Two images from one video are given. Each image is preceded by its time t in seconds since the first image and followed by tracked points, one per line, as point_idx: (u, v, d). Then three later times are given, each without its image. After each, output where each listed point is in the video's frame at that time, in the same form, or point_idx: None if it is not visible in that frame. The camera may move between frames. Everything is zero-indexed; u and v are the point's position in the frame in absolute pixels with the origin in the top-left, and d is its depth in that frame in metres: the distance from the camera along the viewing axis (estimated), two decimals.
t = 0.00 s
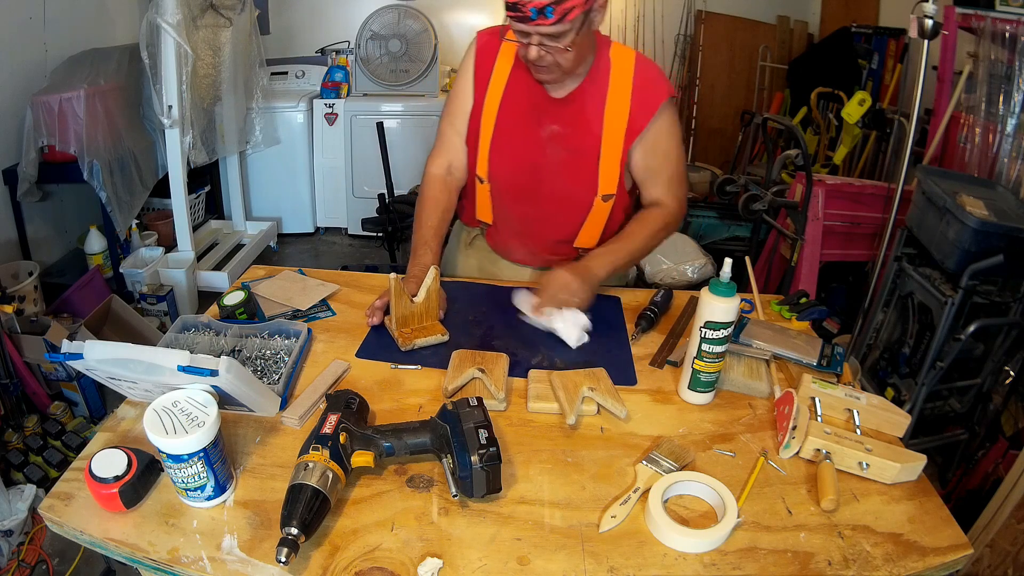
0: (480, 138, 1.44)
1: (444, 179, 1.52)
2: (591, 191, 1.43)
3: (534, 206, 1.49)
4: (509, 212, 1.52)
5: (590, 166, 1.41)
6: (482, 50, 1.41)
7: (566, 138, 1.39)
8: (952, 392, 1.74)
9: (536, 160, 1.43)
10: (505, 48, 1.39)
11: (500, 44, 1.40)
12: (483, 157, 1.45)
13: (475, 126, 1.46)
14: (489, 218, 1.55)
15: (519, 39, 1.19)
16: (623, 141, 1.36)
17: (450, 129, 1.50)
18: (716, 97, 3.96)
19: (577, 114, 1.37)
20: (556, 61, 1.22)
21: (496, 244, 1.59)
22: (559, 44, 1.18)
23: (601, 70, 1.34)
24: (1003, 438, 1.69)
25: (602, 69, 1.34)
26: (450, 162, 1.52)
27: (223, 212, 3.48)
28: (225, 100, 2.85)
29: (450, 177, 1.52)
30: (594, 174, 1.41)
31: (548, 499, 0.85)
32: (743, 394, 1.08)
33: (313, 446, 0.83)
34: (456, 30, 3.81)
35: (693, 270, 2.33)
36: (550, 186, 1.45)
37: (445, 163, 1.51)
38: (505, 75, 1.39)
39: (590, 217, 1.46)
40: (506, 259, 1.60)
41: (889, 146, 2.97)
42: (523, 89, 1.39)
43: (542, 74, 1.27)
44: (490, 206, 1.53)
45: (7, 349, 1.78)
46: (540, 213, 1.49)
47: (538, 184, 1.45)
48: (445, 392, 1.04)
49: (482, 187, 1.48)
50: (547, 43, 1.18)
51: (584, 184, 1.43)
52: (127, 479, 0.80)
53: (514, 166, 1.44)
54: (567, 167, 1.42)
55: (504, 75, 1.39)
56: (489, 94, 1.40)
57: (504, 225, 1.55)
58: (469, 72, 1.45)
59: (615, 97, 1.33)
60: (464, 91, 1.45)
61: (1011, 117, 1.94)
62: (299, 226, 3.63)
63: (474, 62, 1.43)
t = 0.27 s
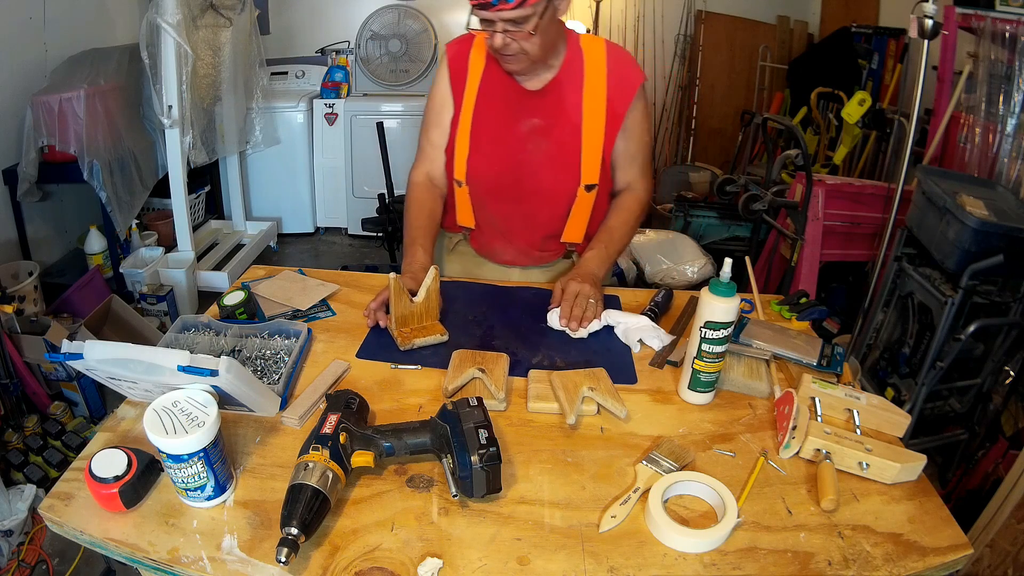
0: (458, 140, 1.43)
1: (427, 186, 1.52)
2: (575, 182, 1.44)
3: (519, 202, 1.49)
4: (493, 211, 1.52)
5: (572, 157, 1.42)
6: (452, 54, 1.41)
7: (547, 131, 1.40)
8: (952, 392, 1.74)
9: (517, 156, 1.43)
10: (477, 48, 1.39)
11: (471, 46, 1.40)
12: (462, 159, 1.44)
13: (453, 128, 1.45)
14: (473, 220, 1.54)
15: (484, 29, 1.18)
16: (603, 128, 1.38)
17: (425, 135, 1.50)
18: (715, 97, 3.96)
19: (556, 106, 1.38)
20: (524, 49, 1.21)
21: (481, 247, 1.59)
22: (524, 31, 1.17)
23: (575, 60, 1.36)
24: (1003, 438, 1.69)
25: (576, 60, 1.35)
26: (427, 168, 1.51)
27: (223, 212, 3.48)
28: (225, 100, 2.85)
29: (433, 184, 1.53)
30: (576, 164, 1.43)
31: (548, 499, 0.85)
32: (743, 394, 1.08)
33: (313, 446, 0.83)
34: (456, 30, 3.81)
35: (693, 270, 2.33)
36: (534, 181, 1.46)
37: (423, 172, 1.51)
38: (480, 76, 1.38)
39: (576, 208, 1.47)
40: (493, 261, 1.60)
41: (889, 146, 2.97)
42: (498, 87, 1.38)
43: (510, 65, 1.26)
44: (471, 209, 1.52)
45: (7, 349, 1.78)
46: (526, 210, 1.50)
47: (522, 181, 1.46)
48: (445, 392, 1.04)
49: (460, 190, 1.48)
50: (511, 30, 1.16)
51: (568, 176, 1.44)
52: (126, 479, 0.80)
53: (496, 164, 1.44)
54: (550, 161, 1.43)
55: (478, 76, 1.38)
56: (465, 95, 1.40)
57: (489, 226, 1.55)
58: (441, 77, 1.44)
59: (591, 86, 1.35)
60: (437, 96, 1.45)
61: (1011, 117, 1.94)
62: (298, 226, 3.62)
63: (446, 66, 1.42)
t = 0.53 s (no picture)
0: (433, 144, 1.45)
1: (401, 195, 1.52)
2: (558, 172, 1.47)
3: (504, 199, 1.51)
4: (479, 211, 1.54)
5: (551, 148, 1.45)
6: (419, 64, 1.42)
7: (524, 124, 1.43)
8: (952, 392, 1.74)
9: (498, 153, 1.45)
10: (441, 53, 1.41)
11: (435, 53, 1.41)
12: (440, 161, 1.46)
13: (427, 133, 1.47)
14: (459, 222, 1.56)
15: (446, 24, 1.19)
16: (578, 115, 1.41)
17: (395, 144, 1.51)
18: (715, 97, 3.96)
19: (530, 99, 1.41)
20: (488, 41, 1.22)
21: (471, 251, 1.59)
22: (487, 23, 1.19)
23: (540, 50, 1.39)
24: (1003, 437, 1.69)
25: (542, 51, 1.39)
26: (401, 177, 1.52)
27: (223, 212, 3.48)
28: (225, 100, 2.85)
29: (406, 195, 1.54)
30: (557, 155, 1.45)
31: (548, 499, 0.85)
32: (743, 394, 1.08)
33: (313, 446, 0.83)
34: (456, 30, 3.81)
35: (693, 270, 2.33)
36: (517, 176, 1.48)
37: (397, 183, 1.53)
38: (448, 78, 1.41)
39: (561, 197, 1.50)
40: (485, 262, 1.59)
41: (889, 146, 2.97)
42: (469, 88, 1.41)
43: (475, 60, 1.28)
44: (455, 212, 1.54)
45: (7, 349, 1.78)
46: (513, 205, 1.52)
47: (505, 178, 1.48)
48: (445, 392, 1.04)
49: (441, 197, 1.50)
50: (473, 23, 1.18)
51: (549, 167, 1.46)
52: (127, 479, 0.80)
53: (476, 164, 1.46)
54: (529, 154, 1.45)
55: (447, 79, 1.40)
56: (435, 99, 1.42)
57: (477, 227, 1.57)
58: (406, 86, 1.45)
59: (561, 74, 1.39)
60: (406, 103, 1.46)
61: (1011, 117, 1.94)
62: (298, 226, 3.62)
63: (411, 74, 1.43)
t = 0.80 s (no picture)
0: (412, 153, 1.43)
1: (375, 204, 1.51)
2: (540, 169, 1.47)
3: (490, 200, 1.52)
4: (464, 214, 1.54)
5: (530, 146, 1.45)
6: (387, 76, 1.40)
7: (503, 126, 1.43)
8: (953, 392, 1.74)
9: (480, 156, 1.45)
10: (410, 63, 1.39)
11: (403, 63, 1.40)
12: (422, 169, 1.45)
13: (403, 143, 1.46)
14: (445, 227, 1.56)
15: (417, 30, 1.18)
16: (555, 110, 1.42)
17: (369, 156, 1.49)
18: (716, 97, 3.96)
19: (505, 99, 1.41)
20: (460, 45, 1.22)
21: (462, 256, 1.60)
22: (460, 28, 1.19)
23: (511, 49, 1.39)
24: (1003, 437, 1.69)
25: (513, 49, 1.39)
26: (377, 189, 1.51)
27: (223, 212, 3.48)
28: (225, 100, 2.85)
29: (381, 203, 1.52)
30: (538, 152, 1.46)
31: (548, 499, 0.85)
32: (743, 394, 1.08)
33: (313, 446, 0.83)
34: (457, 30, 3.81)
35: (693, 270, 2.33)
36: (501, 177, 1.48)
37: (372, 193, 1.52)
38: (422, 86, 1.39)
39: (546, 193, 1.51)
40: (477, 265, 1.61)
41: (889, 146, 2.96)
42: (443, 95, 1.40)
43: (448, 65, 1.28)
44: (441, 218, 1.54)
45: (7, 349, 1.78)
46: (499, 206, 1.53)
47: (489, 180, 1.48)
48: (445, 392, 1.04)
49: (426, 206, 1.50)
50: (445, 27, 1.18)
51: (531, 165, 1.47)
52: (127, 479, 0.80)
53: (458, 169, 1.46)
54: (510, 154, 1.46)
55: (420, 87, 1.39)
56: (410, 108, 1.40)
57: (466, 231, 1.57)
58: (377, 99, 1.43)
59: (534, 71, 1.39)
60: (380, 114, 1.43)
61: (1011, 117, 1.94)
62: (298, 226, 3.62)
63: (382, 85, 1.41)
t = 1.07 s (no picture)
0: (393, 160, 1.43)
1: (361, 210, 1.51)
2: (522, 169, 1.48)
3: (474, 203, 1.52)
4: (449, 218, 1.54)
5: (511, 147, 1.45)
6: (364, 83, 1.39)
7: (484, 128, 1.43)
8: (953, 392, 1.74)
9: (462, 160, 1.45)
10: (387, 69, 1.38)
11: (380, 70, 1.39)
12: (404, 175, 1.44)
13: (383, 150, 1.45)
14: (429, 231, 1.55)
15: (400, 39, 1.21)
16: (535, 109, 1.42)
17: (350, 163, 1.48)
18: (716, 96, 3.96)
19: (485, 101, 1.41)
20: (442, 52, 1.24)
21: (448, 260, 1.60)
22: (442, 36, 1.21)
23: (488, 51, 1.39)
24: (1003, 437, 1.69)
25: (490, 51, 1.39)
26: (359, 195, 1.51)
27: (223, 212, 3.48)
28: (225, 100, 2.85)
29: (367, 209, 1.52)
30: (520, 153, 1.46)
31: (548, 499, 0.85)
32: (743, 394, 1.08)
33: (313, 446, 0.83)
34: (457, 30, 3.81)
35: (693, 270, 2.33)
36: (484, 179, 1.48)
37: (355, 200, 1.51)
38: (400, 93, 1.39)
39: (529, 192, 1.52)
40: (464, 268, 1.60)
41: (889, 146, 2.96)
42: (422, 100, 1.39)
43: (429, 72, 1.29)
44: (425, 224, 1.54)
45: (7, 349, 1.78)
46: (483, 208, 1.53)
47: (472, 183, 1.48)
48: (445, 392, 1.04)
49: (410, 212, 1.50)
50: (428, 35, 1.21)
51: (514, 166, 1.47)
52: (127, 479, 0.80)
53: (441, 174, 1.46)
54: (492, 156, 1.46)
55: (399, 94, 1.38)
56: (389, 115, 1.39)
57: (450, 236, 1.57)
58: (355, 107, 1.42)
59: (513, 72, 1.39)
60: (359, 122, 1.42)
61: (1011, 117, 1.94)
62: (298, 226, 3.62)
63: (359, 94, 1.40)
